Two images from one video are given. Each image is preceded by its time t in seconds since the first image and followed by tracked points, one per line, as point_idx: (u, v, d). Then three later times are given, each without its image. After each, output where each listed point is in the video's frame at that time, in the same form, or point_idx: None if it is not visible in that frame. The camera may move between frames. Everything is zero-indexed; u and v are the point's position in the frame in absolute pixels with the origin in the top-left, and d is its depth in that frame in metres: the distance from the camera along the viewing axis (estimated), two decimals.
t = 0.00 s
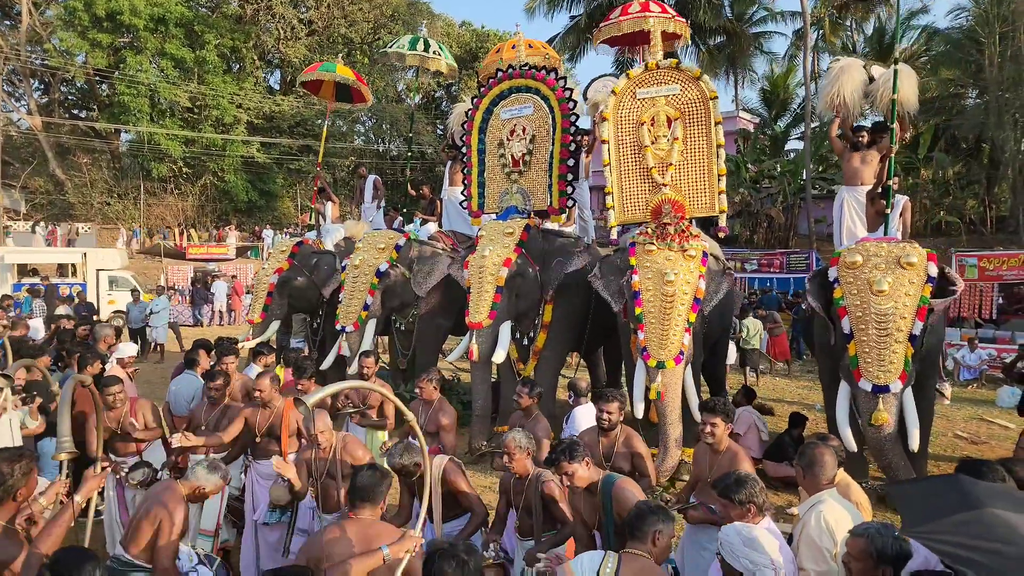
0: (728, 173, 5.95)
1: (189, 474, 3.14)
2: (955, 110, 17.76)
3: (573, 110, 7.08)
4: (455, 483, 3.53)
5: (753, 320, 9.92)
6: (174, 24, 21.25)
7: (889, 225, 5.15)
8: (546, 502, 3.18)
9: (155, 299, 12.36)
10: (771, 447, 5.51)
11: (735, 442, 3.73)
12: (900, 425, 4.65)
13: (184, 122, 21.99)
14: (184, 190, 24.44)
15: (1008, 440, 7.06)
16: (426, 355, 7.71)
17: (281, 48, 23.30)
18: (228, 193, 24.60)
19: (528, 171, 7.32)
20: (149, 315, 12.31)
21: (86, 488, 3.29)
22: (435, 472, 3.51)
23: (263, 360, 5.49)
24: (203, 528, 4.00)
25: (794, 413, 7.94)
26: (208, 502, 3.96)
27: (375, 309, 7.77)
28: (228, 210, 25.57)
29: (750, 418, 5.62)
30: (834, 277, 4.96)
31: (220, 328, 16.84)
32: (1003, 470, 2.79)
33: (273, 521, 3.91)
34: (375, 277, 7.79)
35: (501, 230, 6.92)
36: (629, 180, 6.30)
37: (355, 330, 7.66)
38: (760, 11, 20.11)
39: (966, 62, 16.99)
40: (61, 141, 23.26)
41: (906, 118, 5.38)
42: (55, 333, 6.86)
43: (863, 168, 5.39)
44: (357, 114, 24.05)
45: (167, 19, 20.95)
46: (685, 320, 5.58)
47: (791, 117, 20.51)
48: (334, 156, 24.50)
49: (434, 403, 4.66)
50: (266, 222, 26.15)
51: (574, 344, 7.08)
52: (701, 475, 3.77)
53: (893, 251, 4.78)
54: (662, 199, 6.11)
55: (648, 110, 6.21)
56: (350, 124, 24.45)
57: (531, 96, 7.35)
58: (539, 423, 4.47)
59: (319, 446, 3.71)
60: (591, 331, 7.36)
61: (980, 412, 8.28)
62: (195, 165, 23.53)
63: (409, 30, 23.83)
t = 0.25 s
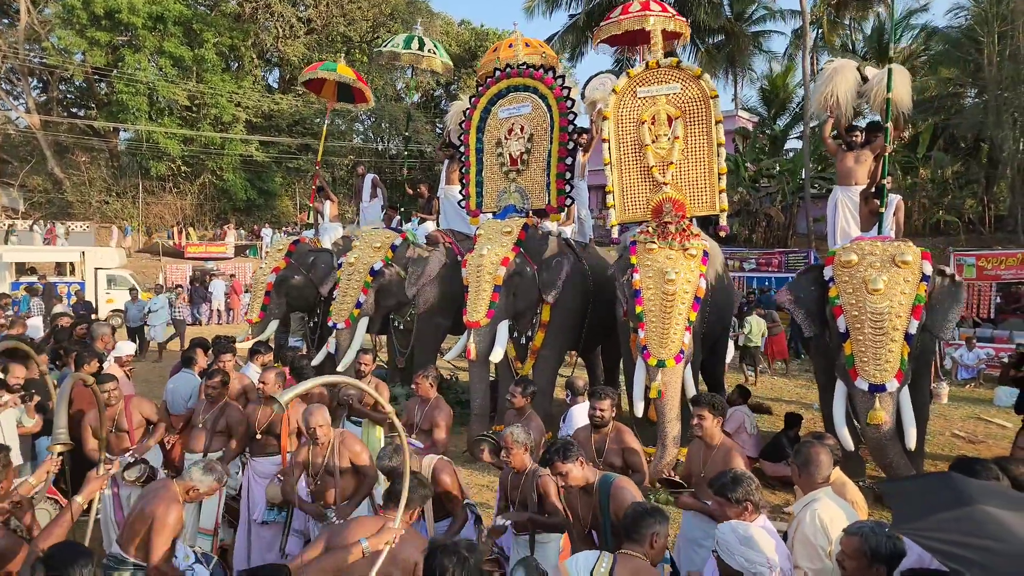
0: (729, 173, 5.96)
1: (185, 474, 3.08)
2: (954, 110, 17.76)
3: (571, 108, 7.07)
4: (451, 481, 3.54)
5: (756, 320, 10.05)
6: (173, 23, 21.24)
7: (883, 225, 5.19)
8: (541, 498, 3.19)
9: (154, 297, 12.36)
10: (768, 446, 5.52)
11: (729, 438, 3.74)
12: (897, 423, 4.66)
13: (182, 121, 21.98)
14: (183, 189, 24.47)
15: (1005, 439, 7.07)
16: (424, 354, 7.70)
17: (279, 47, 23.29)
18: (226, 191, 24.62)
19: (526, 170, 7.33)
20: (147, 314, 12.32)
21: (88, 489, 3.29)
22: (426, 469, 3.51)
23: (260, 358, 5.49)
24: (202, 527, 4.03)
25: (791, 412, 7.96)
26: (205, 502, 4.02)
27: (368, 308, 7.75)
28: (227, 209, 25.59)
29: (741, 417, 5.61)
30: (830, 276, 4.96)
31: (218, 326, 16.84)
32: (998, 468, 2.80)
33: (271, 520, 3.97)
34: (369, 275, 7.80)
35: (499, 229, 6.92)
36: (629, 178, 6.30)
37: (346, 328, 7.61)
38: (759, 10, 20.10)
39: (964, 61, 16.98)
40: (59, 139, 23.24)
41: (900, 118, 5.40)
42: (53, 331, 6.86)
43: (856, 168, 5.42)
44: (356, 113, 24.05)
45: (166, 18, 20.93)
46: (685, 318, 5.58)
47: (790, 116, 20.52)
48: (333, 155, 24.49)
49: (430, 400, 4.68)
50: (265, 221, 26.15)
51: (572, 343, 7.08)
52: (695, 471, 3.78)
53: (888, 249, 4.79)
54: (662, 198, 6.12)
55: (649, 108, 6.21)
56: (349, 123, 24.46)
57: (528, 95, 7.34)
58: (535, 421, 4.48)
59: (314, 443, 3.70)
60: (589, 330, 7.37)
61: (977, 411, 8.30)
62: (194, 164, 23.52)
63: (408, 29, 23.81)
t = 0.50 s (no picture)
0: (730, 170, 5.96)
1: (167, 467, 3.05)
2: (952, 108, 17.78)
3: (569, 106, 7.06)
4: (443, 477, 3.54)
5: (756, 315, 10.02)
6: (170, 21, 21.18)
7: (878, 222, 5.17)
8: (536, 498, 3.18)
9: (152, 296, 12.35)
10: (767, 443, 5.51)
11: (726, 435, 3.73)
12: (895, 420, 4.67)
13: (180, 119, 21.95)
14: (182, 187, 24.49)
15: (1003, 436, 7.08)
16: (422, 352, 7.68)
17: (278, 45, 23.27)
18: (225, 190, 24.63)
19: (525, 168, 7.32)
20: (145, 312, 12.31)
21: (90, 497, 3.24)
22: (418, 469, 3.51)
23: (257, 356, 5.48)
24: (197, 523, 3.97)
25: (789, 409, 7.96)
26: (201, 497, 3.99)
27: (360, 302, 7.72)
28: (225, 207, 25.61)
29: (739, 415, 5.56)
30: (827, 274, 4.95)
31: (217, 325, 16.83)
32: (996, 464, 2.79)
33: (264, 520, 3.91)
34: (361, 269, 7.77)
35: (498, 226, 6.90)
36: (631, 175, 6.28)
37: (336, 323, 7.64)
38: (758, 8, 20.08)
39: (963, 59, 16.98)
40: (57, 137, 23.20)
41: (895, 118, 5.41)
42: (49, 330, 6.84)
43: (852, 167, 5.38)
44: (355, 112, 24.05)
45: (164, 16, 20.88)
46: (687, 316, 5.57)
47: (789, 115, 20.52)
48: (332, 154, 24.49)
49: (427, 398, 4.67)
50: (264, 219, 26.13)
51: (571, 342, 7.08)
52: (693, 467, 3.77)
53: (884, 247, 4.79)
54: (664, 195, 6.12)
55: (651, 105, 6.19)
56: (348, 122, 24.47)
57: (526, 93, 7.32)
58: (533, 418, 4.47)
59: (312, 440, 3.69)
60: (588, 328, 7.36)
61: (975, 408, 8.31)
62: (192, 162, 23.48)
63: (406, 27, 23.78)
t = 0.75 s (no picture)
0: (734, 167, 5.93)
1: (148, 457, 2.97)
2: (952, 105, 17.74)
3: (569, 102, 7.01)
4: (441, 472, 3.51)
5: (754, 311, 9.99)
6: (167, 17, 21.10)
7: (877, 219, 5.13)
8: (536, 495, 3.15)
9: (150, 294, 12.31)
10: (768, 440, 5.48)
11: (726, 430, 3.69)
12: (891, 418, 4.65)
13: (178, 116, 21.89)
14: (180, 185, 24.55)
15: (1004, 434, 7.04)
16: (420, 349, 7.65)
17: (276, 42, 23.23)
18: (223, 188, 24.60)
19: (524, 164, 7.29)
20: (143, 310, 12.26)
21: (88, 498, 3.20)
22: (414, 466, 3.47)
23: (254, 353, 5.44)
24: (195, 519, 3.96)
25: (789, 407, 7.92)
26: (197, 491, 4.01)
27: (355, 297, 7.66)
28: (223, 205, 25.61)
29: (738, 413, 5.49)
30: (825, 271, 4.92)
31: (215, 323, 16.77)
32: (999, 459, 2.75)
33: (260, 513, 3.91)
34: (357, 264, 7.72)
35: (497, 223, 6.85)
36: (634, 171, 6.24)
37: (331, 316, 7.53)
38: (758, 6, 20.03)
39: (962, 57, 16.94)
40: (54, 135, 23.10)
41: (894, 115, 5.35)
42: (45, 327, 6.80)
43: (849, 165, 5.39)
44: (354, 109, 24.00)
45: (161, 13, 20.81)
46: (690, 311, 5.54)
47: (789, 113, 20.48)
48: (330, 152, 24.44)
49: (423, 395, 4.63)
50: (262, 217, 26.09)
51: (569, 339, 7.04)
52: (693, 464, 3.73)
53: (884, 243, 4.76)
54: (667, 191, 6.11)
55: (656, 100, 6.15)
56: (346, 119, 24.42)
57: (526, 89, 7.28)
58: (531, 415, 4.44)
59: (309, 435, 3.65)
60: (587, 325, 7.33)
61: (975, 406, 8.27)
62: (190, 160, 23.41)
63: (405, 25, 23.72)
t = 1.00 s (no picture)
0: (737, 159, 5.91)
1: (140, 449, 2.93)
2: (953, 98, 17.69)
3: (569, 94, 6.96)
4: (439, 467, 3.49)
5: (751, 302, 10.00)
6: (165, 9, 20.98)
7: (875, 211, 5.11)
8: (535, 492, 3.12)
9: (148, 288, 12.27)
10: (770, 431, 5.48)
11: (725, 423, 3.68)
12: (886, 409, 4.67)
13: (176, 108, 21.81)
14: (178, 177, 24.47)
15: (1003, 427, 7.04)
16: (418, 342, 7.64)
17: (274, 33, 23.17)
18: (221, 181, 24.58)
19: (524, 156, 7.25)
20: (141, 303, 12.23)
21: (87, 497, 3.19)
22: (413, 461, 3.47)
23: (251, 346, 5.42)
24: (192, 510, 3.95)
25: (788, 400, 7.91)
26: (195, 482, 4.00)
27: (353, 291, 7.64)
28: (221, 198, 25.63)
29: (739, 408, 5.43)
30: (824, 262, 4.87)
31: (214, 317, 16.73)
32: (1000, 450, 2.74)
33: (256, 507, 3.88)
34: (354, 258, 7.68)
35: (496, 216, 6.82)
36: (638, 161, 6.20)
37: (331, 311, 7.54)
38: None
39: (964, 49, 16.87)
40: (51, 127, 22.98)
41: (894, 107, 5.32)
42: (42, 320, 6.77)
43: (848, 156, 5.36)
44: (353, 101, 23.92)
45: (158, 4, 20.70)
46: (694, 303, 5.52)
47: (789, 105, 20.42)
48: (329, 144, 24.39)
49: (419, 388, 4.61)
50: (260, 210, 26.04)
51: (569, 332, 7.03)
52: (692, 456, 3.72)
53: (882, 235, 4.71)
54: (670, 182, 6.07)
55: (661, 90, 6.11)
56: (345, 112, 24.36)
57: (526, 80, 7.23)
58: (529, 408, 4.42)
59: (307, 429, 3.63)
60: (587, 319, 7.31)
61: (974, 400, 8.26)
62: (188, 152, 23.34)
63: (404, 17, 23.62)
